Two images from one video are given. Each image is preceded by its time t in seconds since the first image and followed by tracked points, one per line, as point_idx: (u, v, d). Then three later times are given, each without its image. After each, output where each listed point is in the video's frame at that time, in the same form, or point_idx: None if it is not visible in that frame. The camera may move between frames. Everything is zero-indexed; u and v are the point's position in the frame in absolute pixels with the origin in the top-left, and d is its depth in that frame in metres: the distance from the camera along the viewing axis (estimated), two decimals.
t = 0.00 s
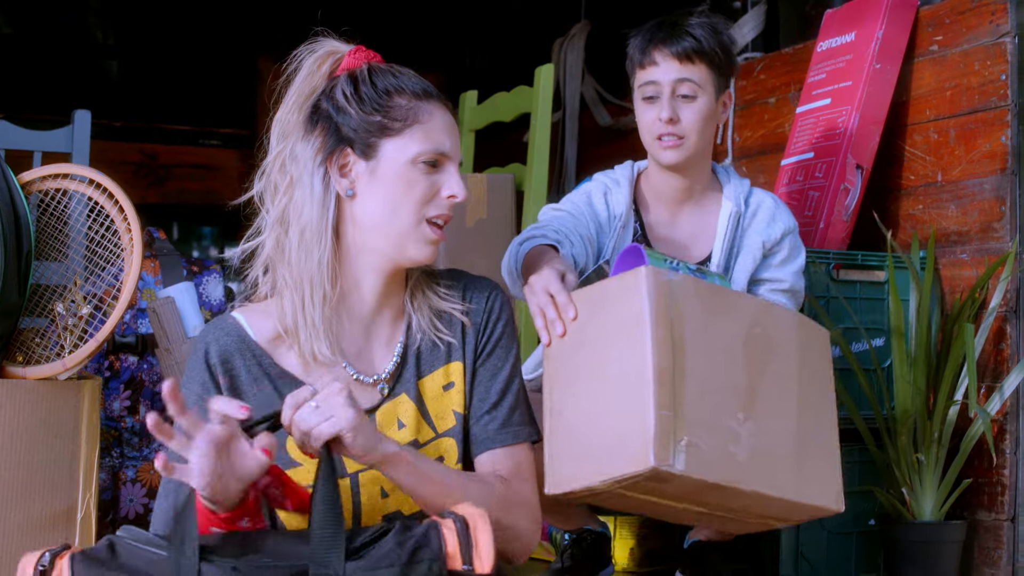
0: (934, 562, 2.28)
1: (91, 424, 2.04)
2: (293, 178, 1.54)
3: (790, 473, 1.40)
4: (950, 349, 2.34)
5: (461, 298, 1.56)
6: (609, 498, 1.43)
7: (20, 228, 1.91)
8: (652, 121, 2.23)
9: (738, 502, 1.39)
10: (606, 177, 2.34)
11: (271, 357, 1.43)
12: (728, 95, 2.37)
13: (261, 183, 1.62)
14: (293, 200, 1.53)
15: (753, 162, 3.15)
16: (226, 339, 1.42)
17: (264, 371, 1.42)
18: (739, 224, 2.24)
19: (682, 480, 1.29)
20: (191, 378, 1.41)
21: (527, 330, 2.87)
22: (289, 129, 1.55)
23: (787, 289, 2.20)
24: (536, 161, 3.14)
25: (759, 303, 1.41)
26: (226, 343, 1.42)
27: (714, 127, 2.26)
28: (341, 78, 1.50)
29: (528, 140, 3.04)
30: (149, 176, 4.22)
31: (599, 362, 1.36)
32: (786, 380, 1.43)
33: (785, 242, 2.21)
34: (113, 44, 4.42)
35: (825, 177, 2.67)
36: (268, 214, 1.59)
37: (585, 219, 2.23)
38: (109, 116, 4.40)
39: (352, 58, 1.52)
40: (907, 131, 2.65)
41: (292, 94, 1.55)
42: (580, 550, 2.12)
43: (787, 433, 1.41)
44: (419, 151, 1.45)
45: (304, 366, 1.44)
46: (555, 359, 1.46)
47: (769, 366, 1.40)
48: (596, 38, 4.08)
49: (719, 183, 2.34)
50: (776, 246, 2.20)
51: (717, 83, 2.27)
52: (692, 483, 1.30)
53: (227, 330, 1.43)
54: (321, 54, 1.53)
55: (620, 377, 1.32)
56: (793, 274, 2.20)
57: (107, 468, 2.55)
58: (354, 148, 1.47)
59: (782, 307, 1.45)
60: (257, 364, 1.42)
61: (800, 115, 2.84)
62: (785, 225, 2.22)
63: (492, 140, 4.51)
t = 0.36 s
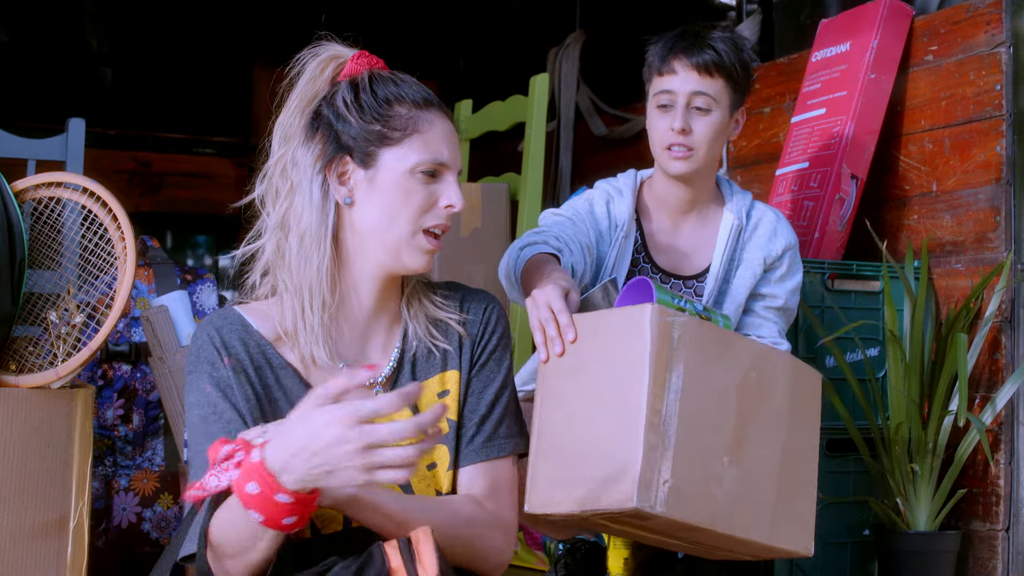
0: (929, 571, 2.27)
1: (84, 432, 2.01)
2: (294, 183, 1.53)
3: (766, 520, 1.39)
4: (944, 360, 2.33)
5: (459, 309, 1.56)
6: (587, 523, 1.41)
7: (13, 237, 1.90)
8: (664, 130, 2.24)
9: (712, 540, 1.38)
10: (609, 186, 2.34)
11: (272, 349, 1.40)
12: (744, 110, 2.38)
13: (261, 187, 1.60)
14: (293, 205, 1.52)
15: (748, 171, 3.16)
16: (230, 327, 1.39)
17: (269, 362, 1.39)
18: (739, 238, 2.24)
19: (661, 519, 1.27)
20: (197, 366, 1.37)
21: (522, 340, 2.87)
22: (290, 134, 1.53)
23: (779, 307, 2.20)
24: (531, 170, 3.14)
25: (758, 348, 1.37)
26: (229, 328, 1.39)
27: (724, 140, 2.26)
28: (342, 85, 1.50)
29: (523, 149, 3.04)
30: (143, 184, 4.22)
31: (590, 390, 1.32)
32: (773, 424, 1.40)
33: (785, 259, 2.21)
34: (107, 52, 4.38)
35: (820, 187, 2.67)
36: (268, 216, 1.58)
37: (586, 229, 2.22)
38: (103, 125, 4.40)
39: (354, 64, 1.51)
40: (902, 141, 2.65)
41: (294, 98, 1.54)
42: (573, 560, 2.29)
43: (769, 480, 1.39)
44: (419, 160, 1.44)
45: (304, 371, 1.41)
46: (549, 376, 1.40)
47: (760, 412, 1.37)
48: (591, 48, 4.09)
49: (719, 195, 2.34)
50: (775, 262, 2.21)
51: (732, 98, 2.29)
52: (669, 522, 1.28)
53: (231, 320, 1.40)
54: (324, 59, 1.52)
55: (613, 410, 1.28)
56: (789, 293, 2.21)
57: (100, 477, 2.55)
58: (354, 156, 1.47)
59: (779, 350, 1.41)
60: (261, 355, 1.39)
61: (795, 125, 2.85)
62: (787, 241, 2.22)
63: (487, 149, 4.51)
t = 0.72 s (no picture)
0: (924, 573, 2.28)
1: (77, 433, 2.01)
2: (283, 184, 1.49)
3: (769, 524, 1.33)
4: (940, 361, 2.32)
5: (450, 312, 1.57)
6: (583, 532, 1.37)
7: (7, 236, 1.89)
8: (666, 133, 2.23)
9: (712, 546, 1.32)
10: (610, 190, 2.35)
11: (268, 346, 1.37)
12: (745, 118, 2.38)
13: (248, 189, 1.55)
14: (282, 207, 1.48)
15: (743, 172, 3.16)
16: (219, 323, 1.35)
17: (265, 357, 1.36)
18: (739, 242, 2.24)
19: (659, 527, 1.22)
20: (194, 362, 1.31)
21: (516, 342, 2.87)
22: (276, 135, 1.50)
23: (778, 312, 2.19)
24: (526, 171, 3.13)
25: (752, 352, 1.30)
26: (225, 325, 1.35)
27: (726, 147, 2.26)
28: (329, 84, 1.45)
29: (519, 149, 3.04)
30: (137, 184, 4.20)
31: (580, 399, 1.27)
32: (773, 427, 1.34)
33: (785, 263, 2.21)
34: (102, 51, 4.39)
35: (815, 188, 2.67)
36: (254, 219, 1.52)
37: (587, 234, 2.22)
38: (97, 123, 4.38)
39: (339, 62, 1.47)
40: (898, 142, 2.66)
41: (278, 99, 1.50)
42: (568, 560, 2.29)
43: (770, 484, 1.33)
44: (409, 157, 1.40)
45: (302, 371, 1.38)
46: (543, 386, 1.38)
47: (758, 416, 1.31)
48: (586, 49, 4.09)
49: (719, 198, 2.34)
50: (777, 265, 2.20)
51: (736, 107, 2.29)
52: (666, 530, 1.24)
53: (220, 315, 1.36)
54: (308, 59, 1.48)
55: (609, 421, 1.23)
56: (788, 296, 2.20)
57: (94, 477, 2.54)
58: (344, 156, 1.42)
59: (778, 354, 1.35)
60: (257, 348, 1.36)
61: (790, 126, 2.86)
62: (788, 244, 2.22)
63: (482, 149, 4.52)
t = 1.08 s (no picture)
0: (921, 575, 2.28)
1: (74, 434, 2.00)
2: (291, 205, 1.45)
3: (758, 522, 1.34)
4: (937, 363, 2.33)
5: (447, 313, 1.60)
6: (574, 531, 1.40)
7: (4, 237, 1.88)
8: (668, 141, 2.23)
9: (700, 543, 1.34)
10: (609, 195, 2.33)
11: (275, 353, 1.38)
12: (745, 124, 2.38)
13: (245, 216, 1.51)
14: (293, 228, 1.44)
15: (740, 174, 3.16)
16: (230, 324, 1.36)
17: (275, 362, 1.37)
18: (740, 248, 2.25)
19: (644, 523, 1.24)
20: (203, 367, 1.32)
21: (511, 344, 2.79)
22: (273, 157, 1.46)
23: (773, 316, 2.20)
24: (524, 173, 3.13)
25: (739, 348, 1.34)
26: (233, 328, 1.36)
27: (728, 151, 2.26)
28: (322, 97, 1.44)
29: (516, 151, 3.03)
30: (133, 185, 4.20)
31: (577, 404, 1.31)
32: (761, 424, 1.36)
33: (784, 267, 2.22)
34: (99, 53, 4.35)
35: (812, 190, 2.67)
36: (258, 242, 1.48)
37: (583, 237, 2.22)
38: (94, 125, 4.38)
39: (324, 74, 1.45)
40: (895, 144, 2.66)
41: (266, 122, 1.47)
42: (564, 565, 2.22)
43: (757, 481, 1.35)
44: (421, 154, 1.43)
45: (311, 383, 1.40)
46: (532, 386, 1.43)
47: (745, 412, 1.34)
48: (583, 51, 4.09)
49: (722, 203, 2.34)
50: (772, 271, 2.21)
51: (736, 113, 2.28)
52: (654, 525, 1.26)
53: (227, 315, 1.37)
54: (290, 76, 1.45)
55: (594, 418, 1.28)
56: (779, 298, 2.21)
57: (90, 479, 2.53)
58: (358, 163, 1.42)
59: (764, 352, 1.38)
60: (267, 354, 1.37)
61: (786, 128, 2.86)
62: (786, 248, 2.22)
63: (479, 151, 4.52)
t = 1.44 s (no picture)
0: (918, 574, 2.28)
1: (71, 433, 1.99)
2: (297, 207, 1.45)
3: (725, 534, 1.32)
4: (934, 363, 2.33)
5: (445, 314, 1.60)
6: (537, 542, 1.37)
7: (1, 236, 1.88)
8: (665, 144, 2.23)
9: (667, 555, 1.31)
10: (610, 198, 2.32)
11: (276, 352, 1.39)
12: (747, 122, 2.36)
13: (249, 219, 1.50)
14: (300, 230, 1.44)
15: (737, 173, 3.16)
16: (233, 324, 1.36)
17: (274, 362, 1.38)
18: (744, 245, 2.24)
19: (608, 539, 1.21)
20: (204, 366, 1.33)
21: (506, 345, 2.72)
22: (279, 158, 1.45)
23: (769, 311, 2.22)
24: (521, 171, 3.13)
25: (709, 359, 1.30)
26: (235, 327, 1.36)
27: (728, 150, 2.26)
28: (329, 99, 1.43)
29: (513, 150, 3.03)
30: (131, 184, 4.20)
31: (544, 414, 1.28)
32: (730, 437, 1.33)
33: (784, 265, 2.24)
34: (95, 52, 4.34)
35: (809, 190, 2.66)
36: (262, 243, 1.47)
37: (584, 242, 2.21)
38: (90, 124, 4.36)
39: (329, 75, 1.45)
40: (892, 144, 2.66)
41: (271, 123, 1.46)
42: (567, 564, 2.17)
43: (726, 494, 1.32)
44: (430, 158, 1.43)
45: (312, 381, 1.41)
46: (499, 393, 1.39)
47: (713, 425, 1.31)
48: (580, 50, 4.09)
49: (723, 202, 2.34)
50: (771, 269, 2.23)
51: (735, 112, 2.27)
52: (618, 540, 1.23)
53: (230, 314, 1.38)
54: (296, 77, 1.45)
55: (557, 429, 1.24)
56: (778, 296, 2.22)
57: (86, 478, 2.53)
58: (367, 166, 1.41)
59: (734, 360, 1.35)
60: (267, 354, 1.38)
61: (783, 127, 2.86)
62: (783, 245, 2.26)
63: (476, 151, 4.51)
